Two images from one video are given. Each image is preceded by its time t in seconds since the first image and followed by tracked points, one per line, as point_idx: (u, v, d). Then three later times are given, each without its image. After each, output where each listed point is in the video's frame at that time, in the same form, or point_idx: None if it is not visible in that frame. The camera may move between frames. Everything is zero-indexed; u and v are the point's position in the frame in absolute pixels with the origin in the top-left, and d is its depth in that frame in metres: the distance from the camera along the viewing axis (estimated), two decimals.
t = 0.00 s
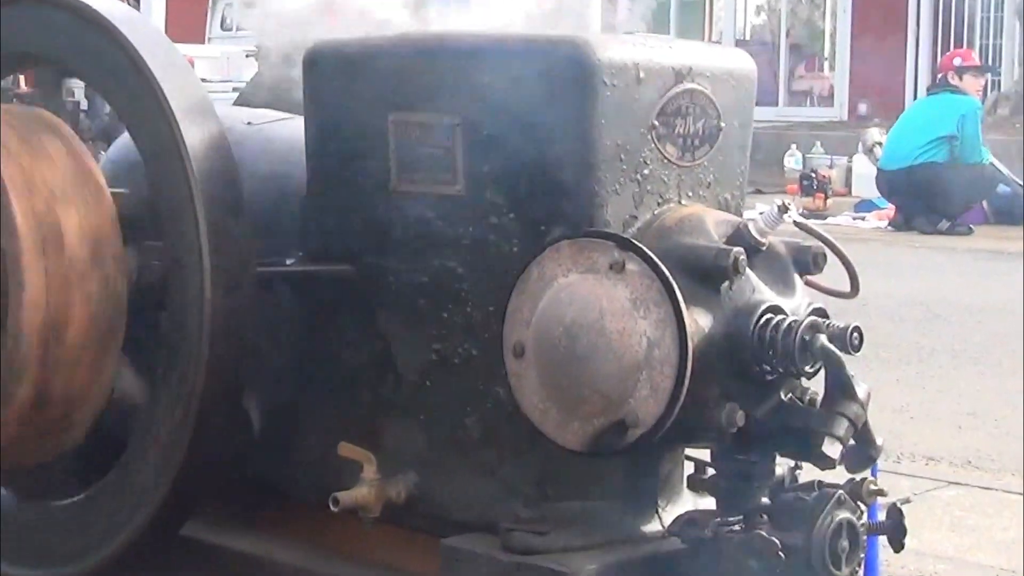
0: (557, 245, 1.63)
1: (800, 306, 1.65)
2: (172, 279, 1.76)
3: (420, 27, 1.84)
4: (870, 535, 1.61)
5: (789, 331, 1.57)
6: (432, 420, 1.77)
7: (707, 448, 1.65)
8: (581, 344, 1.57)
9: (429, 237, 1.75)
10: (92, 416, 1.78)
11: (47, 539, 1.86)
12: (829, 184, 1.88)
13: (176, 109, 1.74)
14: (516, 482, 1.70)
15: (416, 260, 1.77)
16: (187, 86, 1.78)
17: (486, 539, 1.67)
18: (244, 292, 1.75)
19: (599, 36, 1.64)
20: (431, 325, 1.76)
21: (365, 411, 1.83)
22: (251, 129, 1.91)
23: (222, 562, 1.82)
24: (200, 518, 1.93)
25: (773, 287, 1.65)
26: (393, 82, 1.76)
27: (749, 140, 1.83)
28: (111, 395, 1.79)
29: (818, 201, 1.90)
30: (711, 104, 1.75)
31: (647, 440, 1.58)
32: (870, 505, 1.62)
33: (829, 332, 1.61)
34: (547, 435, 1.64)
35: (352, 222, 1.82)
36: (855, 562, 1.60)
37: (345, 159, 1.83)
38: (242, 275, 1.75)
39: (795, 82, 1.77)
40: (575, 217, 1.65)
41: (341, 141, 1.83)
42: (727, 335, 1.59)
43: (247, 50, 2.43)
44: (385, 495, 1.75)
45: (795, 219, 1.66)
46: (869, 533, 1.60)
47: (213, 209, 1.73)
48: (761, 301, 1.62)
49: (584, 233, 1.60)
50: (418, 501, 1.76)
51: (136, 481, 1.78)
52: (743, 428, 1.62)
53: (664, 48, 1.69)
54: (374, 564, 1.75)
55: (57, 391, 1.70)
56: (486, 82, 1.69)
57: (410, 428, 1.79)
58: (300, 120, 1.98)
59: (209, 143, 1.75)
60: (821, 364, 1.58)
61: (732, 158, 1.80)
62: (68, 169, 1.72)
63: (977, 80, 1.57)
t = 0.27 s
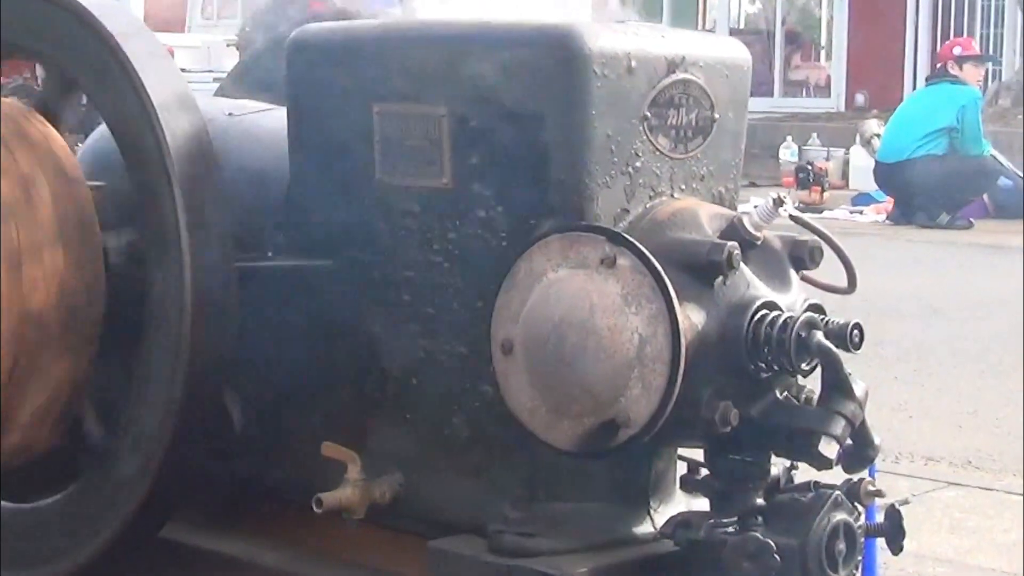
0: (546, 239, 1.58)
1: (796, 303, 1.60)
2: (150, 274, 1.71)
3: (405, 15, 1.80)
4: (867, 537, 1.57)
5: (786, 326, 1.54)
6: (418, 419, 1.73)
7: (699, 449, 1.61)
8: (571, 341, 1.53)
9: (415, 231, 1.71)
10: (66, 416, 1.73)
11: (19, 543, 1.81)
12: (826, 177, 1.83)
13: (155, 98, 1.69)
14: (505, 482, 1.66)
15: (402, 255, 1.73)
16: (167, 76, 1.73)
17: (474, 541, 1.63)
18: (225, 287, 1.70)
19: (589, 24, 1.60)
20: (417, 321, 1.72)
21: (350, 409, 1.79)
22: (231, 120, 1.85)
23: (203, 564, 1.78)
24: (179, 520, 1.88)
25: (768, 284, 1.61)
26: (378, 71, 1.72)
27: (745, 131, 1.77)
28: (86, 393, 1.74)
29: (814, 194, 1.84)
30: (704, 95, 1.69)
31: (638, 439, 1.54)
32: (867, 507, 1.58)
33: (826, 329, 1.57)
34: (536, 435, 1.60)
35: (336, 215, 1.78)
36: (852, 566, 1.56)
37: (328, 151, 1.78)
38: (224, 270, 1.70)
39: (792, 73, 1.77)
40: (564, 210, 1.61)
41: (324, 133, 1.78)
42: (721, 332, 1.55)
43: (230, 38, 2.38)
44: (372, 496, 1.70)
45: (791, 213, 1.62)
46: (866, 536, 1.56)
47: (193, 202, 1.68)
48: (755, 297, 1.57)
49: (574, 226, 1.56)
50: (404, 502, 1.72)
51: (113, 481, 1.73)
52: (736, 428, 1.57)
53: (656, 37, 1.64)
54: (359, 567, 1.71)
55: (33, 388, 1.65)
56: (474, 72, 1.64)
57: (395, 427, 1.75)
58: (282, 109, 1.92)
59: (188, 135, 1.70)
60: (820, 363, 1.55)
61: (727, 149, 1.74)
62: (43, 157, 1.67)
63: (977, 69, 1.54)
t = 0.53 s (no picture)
0: (534, 233, 1.54)
1: (791, 297, 1.56)
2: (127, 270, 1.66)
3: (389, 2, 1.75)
4: (865, 539, 1.53)
5: (773, 322, 1.49)
6: (403, 419, 1.68)
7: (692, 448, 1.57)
8: (560, 338, 1.48)
9: (400, 225, 1.66)
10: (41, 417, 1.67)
11: None
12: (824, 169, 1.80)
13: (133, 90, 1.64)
14: (492, 483, 1.62)
15: (386, 250, 1.68)
16: (146, 66, 1.68)
17: (460, 545, 1.59)
18: (205, 284, 1.65)
19: (578, 12, 1.55)
20: (402, 318, 1.68)
21: (333, 408, 1.74)
22: (210, 111, 1.78)
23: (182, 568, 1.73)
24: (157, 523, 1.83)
25: (763, 278, 1.56)
26: (361, 61, 1.67)
27: (739, 123, 1.73)
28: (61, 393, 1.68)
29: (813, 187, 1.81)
30: (698, 85, 1.65)
31: (629, 439, 1.50)
32: (865, 508, 1.54)
33: (821, 325, 1.52)
34: (524, 434, 1.55)
35: (318, 209, 1.73)
36: (849, 569, 1.52)
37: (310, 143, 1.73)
38: (203, 266, 1.65)
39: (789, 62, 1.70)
40: (553, 203, 1.56)
41: (305, 124, 1.74)
42: (715, 329, 1.50)
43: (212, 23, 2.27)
44: (356, 496, 1.66)
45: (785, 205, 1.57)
46: (865, 538, 1.52)
47: (172, 196, 1.63)
48: (750, 292, 1.53)
49: (564, 220, 1.52)
50: (390, 503, 1.68)
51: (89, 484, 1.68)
52: (730, 427, 1.53)
53: (647, 26, 1.60)
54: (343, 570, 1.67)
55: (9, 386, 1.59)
56: (460, 61, 1.59)
57: (379, 427, 1.70)
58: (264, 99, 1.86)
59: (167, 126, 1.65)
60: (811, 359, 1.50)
61: (720, 141, 1.70)
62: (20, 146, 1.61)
63: (978, 60, 1.52)
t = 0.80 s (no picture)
0: (522, 227, 1.49)
1: (787, 294, 1.51)
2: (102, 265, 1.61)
3: None
4: (863, 541, 1.49)
5: (777, 321, 1.45)
6: (387, 417, 1.64)
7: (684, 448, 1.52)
8: (549, 335, 1.44)
9: (384, 219, 1.62)
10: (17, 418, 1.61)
11: None
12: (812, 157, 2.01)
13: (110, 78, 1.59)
14: (479, 483, 1.57)
15: (370, 244, 1.63)
16: (124, 54, 1.63)
17: (446, 547, 1.54)
18: (184, 279, 1.61)
19: None
20: (386, 314, 1.63)
21: (315, 406, 1.69)
22: (190, 101, 1.74)
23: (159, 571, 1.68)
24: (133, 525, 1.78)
25: (759, 276, 1.51)
26: (345, 50, 1.62)
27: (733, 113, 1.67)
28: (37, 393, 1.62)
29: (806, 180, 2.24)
30: (691, 74, 1.60)
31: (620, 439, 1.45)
32: (863, 510, 1.49)
33: (817, 322, 1.49)
34: (512, 434, 1.51)
35: (300, 202, 1.69)
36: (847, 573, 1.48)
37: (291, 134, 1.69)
38: (182, 260, 1.60)
39: (783, 51, 1.70)
40: (542, 196, 1.52)
41: (287, 115, 1.69)
42: (708, 326, 1.46)
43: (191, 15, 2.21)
44: (338, 497, 1.61)
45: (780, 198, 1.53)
46: (863, 540, 1.48)
47: (151, 188, 1.58)
48: (744, 288, 1.48)
49: (553, 214, 1.47)
50: (374, 505, 1.63)
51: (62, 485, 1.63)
52: (724, 427, 1.49)
53: (639, 14, 1.55)
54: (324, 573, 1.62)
55: None
56: (446, 50, 1.55)
57: (363, 426, 1.66)
58: (245, 90, 1.82)
59: (145, 118, 1.60)
60: (813, 358, 1.47)
61: (714, 132, 1.65)
62: None
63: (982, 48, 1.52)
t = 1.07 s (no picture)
0: (510, 220, 1.45)
1: (781, 289, 1.47)
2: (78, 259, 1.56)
3: None
4: (860, 545, 1.44)
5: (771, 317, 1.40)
6: (370, 417, 1.59)
7: (676, 447, 1.48)
8: (536, 332, 1.40)
9: (368, 212, 1.57)
10: None
11: None
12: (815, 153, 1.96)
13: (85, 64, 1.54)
14: (465, 484, 1.53)
15: (353, 238, 1.59)
16: (99, 43, 1.57)
17: (431, 549, 1.50)
18: (162, 272, 1.56)
19: None
20: (369, 310, 1.58)
21: (295, 405, 1.64)
22: (168, 92, 1.69)
23: None
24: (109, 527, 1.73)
25: (751, 269, 1.47)
26: (326, 39, 1.58)
27: (727, 104, 1.63)
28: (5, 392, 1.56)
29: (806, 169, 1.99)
30: (683, 64, 1.55)
31: (610, 439, 1.41)
32: (860, 512, 1.45)
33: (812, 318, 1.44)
34: (499, 433, 1.46)
35: (281, 195, 1.64)
36: None
37: (272, 125, 1.64)
38: (159, 254, 1.55)
39: (777, 39, 1.65)
40: (529, 188, 1.47)
41: (267, 106, 1.64)
42: (701, 322, 1.42)
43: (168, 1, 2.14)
44: (320, 499, 1.56)
45: (776, 190, 1.48)
46: (860, 543, 1.43)
47: (126, 179, 1.53)
48: (738, 284, 1.44)
49: (541, 207, 1.43)
50: (357, 506, 1.59)
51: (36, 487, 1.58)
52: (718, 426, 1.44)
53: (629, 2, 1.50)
54: None
55: None
56: (431, 38, 1.50)
57: (345, 425, 1.61)
58: (224, 80, 1.76)
59: (120, 108, 1.55)
60: (807, 351, 1.41)
61: (706, 123, 1.60)
62: None
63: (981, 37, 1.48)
